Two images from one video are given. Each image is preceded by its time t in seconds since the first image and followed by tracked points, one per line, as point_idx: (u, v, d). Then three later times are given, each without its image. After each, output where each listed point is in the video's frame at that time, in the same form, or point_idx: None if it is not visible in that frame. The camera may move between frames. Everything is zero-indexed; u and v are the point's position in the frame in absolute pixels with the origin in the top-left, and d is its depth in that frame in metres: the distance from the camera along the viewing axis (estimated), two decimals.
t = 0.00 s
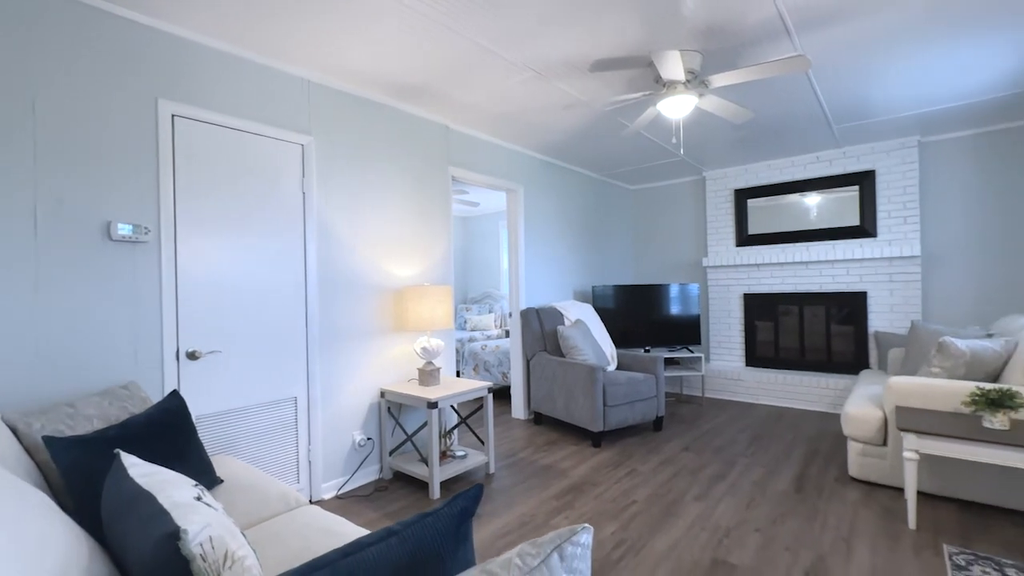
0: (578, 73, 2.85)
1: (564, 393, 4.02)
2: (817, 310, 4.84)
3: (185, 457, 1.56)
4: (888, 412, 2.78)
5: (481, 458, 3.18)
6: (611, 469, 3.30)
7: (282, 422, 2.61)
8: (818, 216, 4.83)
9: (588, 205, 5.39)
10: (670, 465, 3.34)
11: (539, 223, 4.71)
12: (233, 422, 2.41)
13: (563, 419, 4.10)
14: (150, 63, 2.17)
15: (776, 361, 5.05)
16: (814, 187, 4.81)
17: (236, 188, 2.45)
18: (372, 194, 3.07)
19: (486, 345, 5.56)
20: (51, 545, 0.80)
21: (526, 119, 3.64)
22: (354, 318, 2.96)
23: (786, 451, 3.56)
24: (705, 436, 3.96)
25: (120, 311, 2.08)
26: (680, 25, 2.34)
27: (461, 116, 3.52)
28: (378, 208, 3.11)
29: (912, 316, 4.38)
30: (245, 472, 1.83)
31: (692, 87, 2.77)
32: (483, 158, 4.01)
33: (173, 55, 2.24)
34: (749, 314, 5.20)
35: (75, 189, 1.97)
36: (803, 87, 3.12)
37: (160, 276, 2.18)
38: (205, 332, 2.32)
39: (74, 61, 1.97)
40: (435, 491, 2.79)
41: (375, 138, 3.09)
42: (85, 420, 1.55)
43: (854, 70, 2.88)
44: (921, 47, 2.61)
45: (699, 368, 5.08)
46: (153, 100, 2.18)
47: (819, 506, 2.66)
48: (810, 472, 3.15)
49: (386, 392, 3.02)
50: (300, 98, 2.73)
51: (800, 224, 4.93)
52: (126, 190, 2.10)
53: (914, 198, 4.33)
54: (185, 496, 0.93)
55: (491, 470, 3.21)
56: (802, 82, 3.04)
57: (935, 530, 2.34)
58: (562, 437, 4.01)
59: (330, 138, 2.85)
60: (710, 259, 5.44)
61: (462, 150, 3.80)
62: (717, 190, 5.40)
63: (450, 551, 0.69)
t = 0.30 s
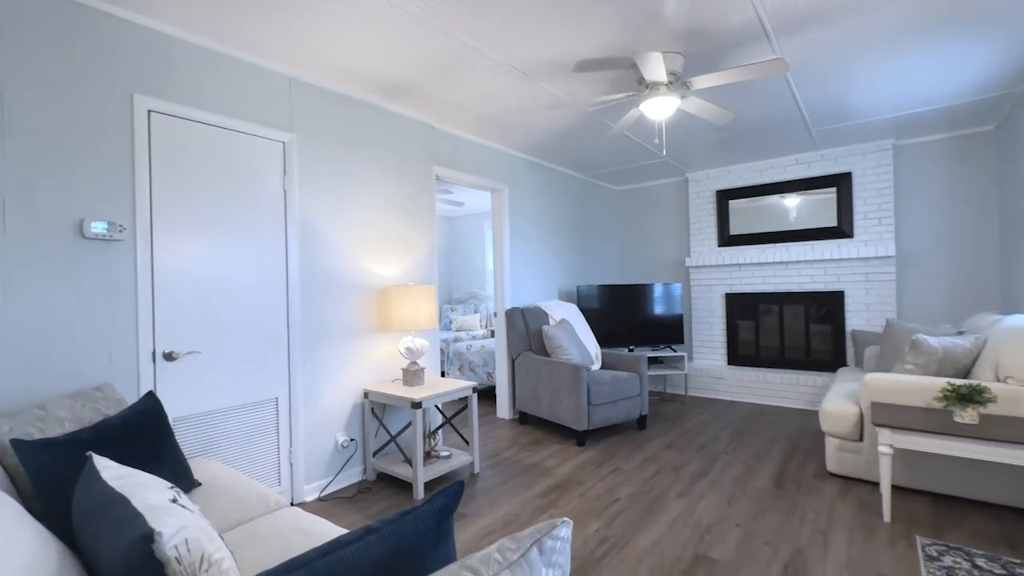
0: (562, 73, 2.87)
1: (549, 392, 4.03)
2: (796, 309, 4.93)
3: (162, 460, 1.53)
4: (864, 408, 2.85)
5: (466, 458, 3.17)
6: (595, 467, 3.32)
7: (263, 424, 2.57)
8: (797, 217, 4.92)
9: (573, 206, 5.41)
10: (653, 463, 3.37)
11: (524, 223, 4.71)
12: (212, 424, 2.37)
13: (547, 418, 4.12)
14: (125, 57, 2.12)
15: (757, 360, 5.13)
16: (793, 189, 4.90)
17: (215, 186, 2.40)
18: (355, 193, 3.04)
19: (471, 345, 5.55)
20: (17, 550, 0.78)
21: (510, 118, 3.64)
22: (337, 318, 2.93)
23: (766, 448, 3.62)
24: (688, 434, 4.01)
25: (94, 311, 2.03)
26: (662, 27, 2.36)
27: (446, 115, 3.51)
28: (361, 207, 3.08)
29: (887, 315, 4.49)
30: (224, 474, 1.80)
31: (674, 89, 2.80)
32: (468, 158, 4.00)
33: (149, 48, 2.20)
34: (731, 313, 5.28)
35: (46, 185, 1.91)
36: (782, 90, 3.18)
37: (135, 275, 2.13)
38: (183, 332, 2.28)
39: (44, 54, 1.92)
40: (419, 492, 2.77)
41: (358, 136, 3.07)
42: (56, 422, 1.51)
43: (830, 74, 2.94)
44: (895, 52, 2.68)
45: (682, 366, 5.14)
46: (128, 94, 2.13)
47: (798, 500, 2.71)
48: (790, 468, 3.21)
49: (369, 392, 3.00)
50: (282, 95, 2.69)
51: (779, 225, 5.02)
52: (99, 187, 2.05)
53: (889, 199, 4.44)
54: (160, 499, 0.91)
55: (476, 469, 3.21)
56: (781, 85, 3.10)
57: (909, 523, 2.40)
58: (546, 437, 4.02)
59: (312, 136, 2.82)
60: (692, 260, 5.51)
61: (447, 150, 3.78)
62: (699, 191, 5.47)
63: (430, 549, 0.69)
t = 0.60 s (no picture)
0: (547, 74, 2.88)
1: (534, 392, 4.04)
2: (777, 308, 5.01)
3: (138, 463, 1.50)
4: (841, 405, 2.91)
5: (451, 458, 3.16)
6: (580, 466, 3.34)
7: (244, 426, 2.53)
8: (778, 218, 5.01)
9: (558, 206, 5.44)
10: (637, 461, 3.40)
11: (510, 223, 4.72)
12: (192, 427, 2.33)
13: (533, 418, 4.12)
14: (99, 51, 2.07)
15: (739, 359, 5.20)
16: (774, 191, 4.98)
17: (194, 184, 2.36)
18: (338, 192, 3.02)
19: (456, 345, 5.54)
20: None
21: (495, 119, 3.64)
22: (320, 318, 2.90)
23: (748, 445, 3.67)
24: (672, 432, 4.05)
25: (67, 311, 1.98)
26: (645, 30, 2.39)
27: (431, 115, 3.50)
28: (345, 207, 3.05)
29: (864, 314, 4.59)
30: (204, 477, 1.77)
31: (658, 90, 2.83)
32: (453, 158, 3.99)
33: (125, 43, 2.15)
34: (714, 313, 5.35)
35: (15, 181, 1.86)
36: (762, 93, 3.24)
37: (110, 274, 2.08)
38: (160, 333, 2.23)
39: (14, 46, 1.86)
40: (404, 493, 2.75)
41: (342, 135, 3.04)
42: (26, 426, 1.47)
43: (809, 78, 3.00)
44: (871, 57, 2.74)
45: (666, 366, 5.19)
46: (103, 89, 2.08)
47: (778, 496, 2.76)
48: (770, 464, 3.27)
49: (353, 393, 2.97)
50: (263, 93, 2.66)
51: (761, 226, 5.10)
52: (73, 184, 1.99)
53: (866, 201, 4.54)
54: (135, 502, 0.89)
55: (461, 470, 3.20)
56: (761, 88, 3.16)
57: (885, 517, 2.46)
58: (532, 436, 4.02)
59: (294, 135, 2.79)
60: (676, 260, 5.57)
61: (432, 149, 3.77)
62: (683, 193, 5.54)
63: (411, 547, 0.69)
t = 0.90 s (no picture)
0: (532, 74, 2.88)
1: (520, 392, 4.04)
2: (759, 308, 5.08)
3: (112, 467, 1.46)
4: (821, 403, 2.96)
5: (436, 459, 3.14)
6: (566, 465, 3.35)
7: (224, 428, 2.49)
8: (759, 219, 5.09)
9: (544, 206, 5.45)
10: (622, 460, 3.43)
11: (495, 223, 4.72)
12: (170, 430, 2.28)
13: (519, 418, 4.13)
14: (73, 44, 2.02)
15: (722, 358, 5.27)
16: (756, 193, 5.06)
17: (172, 182, 2.32)
18: (322, 192, 2.99)
19: (442, 346, 5.52)
20: None
21: (481, 119, 3.64)
22: (303, 319, 2.87)
23: (730, 443, 3.72)
24: (656, 431, 4.09)
25: (38, 312, 1.92)
26: (628, 32, 2.41)
27: (415, 114, 3.48)
28: (328, 206, 3.02)
29: (843, 313, 4.68)
30: (181, 481, 1.74)
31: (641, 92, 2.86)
32: (439, 158, 3.98)
33: (100, 35, 2.10)
34: (698, 313, 5.41)
35: None
36: (744, 96, 3.29)
37: (85, 274, 2.03)
38: (137, 334, 2.18)
39: None
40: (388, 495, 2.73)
41: (325, 134, 3.01)
42: None
43: (789, 82, 3.06)
44: (849, 62, 2.80)
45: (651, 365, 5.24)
46: (76, 84, 2.03)
47: (760, 492, 2.80)
48: (752, 461, 3.31)
49: (337, 394, 2.94)
50: (245, 91, 2.62)
51: (743, 227, 5.17)
52: (45, 182, 1.94)
53: (844, 203, 4.63)
54: (109, 507, 0.87)
55: (446, 471, 3.18)
56: (743, 91, 3.20)
57: (862, 511, 2.51)
58: (517, 436, 4.03)
59: (277, 133, 2.75)
60: (660, 260, 5.62)
61: (417, 149, 3.75)
62: (667, 194, 5.59)
63: (392, 547, 0.69)
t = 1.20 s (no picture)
0: (516, 74, 2.88)
1: (504, 392, 4.04)
2: (741, 308, 5.16)
3: (85, 472, 1.43)
4: (801, 401, 3.01)
5: (421, 460, 3.12)
6: (551, 465, 3.35)
7: (203, 431, 2.44)
8: (741, 221, 5.16)
9: (529, 207, 5.46)
10: (606, 459, 3.44)
11: (480, 223, 4.71)
12: (147, 433, 2.23)
13: (503, 419, 4.13)
14: (44, 38, 1.96)
15: (705, 357, 5.33)
16: (737, 194, 5.13)
17: (148, 180, 2.27)
18: (304, 191, 2.95)
19: (427, 346, 5.48)
20: None
21: (466, 119, 3.63)
22: (285, 319, 2.83)
23: (713, 441, 3.77)
24: (640, 430, 4.12)
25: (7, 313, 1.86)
26: (612, 34, 2.43)
27: (400, 113, 3.46)
28: (310, 206, 2.99)
29: (822, 313, 4.77)
30: (158, 485, 1.71)
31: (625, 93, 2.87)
32: (423, 158, 3.96)
33: (73, 29, 2.04)
34: (681, 313, 5.46)
35: None
36: (726, 99, 3.33)
37: (57, 274, 1.98)
38: (111, 335, 2.13)
39: None
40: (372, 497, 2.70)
41: (307, 132, 2.97)
42: None
43: (769, 86, 3.11)
44: (827, 67, 2.86)
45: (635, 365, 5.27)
46: (47, 79, 1.97)
47: (741, 490, 2.84)
48: (734, 459, 3.36)
49: (319, 396, 2.91)
50: (224, 88, 2.57)
51: (725, 228, 5.24)
52: (15, 179, 1.88)
53: (823, 205, 4.73)
54: (80, 513, 0.84)
55: (430, 472, 3.17)
56: (725, 95, 3.25)
57: (840, 507, 2.56)
58: (502, 437, 4.02)
59: (258, 130, 2.71)
60: (644, 261, 5.67)
61: (401, 149, 3.73)
62: (651, 196, 5.65)
63: (373, 548, 0.68)
